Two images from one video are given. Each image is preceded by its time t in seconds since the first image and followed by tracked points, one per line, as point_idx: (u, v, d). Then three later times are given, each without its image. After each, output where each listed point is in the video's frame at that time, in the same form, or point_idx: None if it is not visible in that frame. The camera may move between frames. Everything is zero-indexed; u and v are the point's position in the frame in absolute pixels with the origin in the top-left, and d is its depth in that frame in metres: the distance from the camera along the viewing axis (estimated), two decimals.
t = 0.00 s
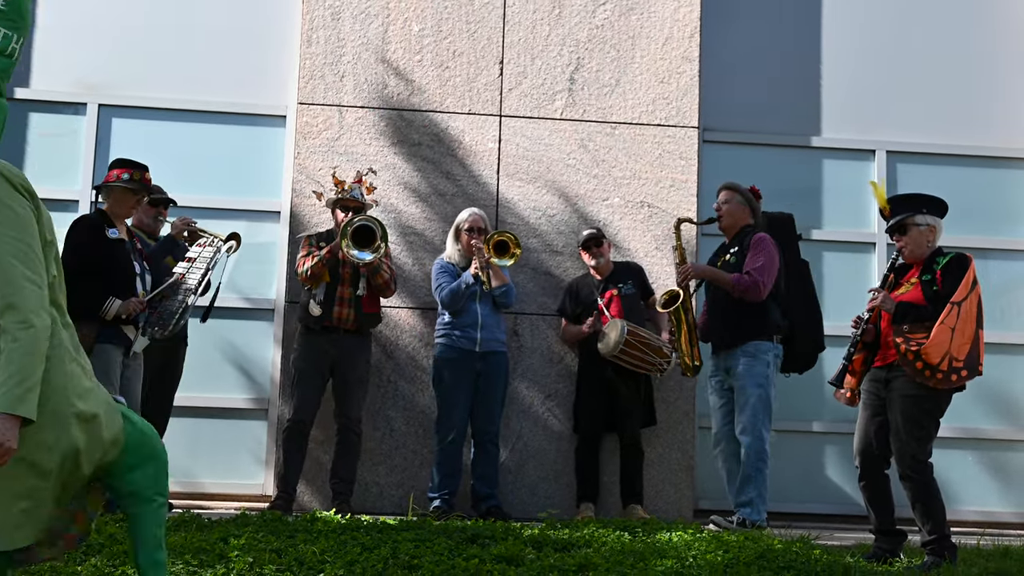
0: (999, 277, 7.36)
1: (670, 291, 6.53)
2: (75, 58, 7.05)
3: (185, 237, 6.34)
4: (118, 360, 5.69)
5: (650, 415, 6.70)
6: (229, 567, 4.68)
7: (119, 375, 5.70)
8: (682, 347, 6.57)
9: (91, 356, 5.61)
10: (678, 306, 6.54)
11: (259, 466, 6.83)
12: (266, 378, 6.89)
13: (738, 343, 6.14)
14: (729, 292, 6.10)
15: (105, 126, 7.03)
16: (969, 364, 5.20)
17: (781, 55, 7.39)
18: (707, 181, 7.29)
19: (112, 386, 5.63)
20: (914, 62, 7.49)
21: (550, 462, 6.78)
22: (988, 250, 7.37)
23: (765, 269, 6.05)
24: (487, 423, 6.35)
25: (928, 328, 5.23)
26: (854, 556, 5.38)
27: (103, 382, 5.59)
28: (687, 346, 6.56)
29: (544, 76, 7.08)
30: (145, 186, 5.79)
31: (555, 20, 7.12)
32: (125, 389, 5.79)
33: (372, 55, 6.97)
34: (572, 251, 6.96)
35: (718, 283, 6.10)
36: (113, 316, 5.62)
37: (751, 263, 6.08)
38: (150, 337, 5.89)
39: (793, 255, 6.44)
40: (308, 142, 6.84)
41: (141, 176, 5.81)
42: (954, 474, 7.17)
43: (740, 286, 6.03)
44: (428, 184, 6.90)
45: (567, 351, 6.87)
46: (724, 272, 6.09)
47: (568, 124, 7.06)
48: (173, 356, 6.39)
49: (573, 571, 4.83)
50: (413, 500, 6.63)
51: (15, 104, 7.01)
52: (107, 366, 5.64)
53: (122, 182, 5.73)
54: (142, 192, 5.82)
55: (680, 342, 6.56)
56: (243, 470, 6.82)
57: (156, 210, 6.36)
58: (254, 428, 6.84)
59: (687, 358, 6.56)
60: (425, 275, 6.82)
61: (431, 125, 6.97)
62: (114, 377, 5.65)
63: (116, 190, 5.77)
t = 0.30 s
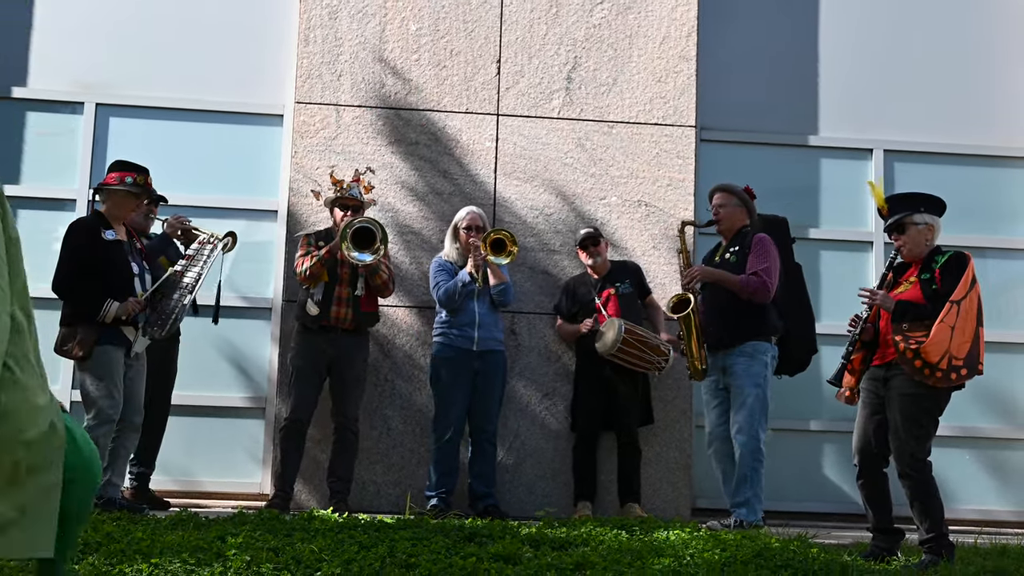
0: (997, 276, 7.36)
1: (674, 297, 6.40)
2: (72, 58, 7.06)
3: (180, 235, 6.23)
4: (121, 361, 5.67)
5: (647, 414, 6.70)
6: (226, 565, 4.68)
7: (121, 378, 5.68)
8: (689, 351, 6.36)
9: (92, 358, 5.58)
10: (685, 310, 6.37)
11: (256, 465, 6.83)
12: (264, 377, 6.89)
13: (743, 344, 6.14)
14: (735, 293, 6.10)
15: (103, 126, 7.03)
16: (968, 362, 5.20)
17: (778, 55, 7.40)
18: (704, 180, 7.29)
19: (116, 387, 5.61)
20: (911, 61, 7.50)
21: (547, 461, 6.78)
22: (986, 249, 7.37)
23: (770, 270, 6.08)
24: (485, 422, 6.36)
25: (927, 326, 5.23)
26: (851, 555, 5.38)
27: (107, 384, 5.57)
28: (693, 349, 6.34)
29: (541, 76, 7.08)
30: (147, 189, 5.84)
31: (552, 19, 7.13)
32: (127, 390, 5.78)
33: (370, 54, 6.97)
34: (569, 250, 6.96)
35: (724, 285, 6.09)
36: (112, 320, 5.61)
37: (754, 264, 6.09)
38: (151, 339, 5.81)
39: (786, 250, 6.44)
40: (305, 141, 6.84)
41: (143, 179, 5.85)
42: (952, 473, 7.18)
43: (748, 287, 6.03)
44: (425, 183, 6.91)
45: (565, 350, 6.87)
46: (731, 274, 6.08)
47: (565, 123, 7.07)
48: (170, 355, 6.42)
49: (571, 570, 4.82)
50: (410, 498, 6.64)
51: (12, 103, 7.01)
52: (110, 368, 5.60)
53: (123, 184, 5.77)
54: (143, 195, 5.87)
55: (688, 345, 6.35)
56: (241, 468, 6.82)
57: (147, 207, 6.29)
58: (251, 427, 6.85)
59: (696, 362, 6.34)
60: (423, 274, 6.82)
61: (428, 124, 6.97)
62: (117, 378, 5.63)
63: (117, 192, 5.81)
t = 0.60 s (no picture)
0: (996, 275, 7.36)
1: (677, 293, 6.35)
2: (71, 56, 7.06)
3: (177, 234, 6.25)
4: (118, 358, 5.66)
5: (646, 413, 6.66)
6: (224, 564, 4.68)
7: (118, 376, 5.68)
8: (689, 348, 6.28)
9: (88, 354, 5.57)
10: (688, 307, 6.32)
11: (255, 463, 6.84)
12: (262, 376, 6.89)
13: (742, 341, 6.15)
14: (736, 290, 6.12)
15: (102, 124, 7.04)
16: (968, 362, 5.20)
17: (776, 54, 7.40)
18: (703, 179, 7.29)
19: (112, 384, 5.61)
20: (910, 60, 7.50)
21: (545, 459, 6.78)
22: (985, 248, 7.36)
23: (772, 267, 6.10)
24: (483, 421, 6.35)
25: (926, 326, 5.23)
26: (849, 554, 5.37)
27: (102, 381, 5.56)
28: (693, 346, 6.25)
29: (540, 74, 7.08)
30: (148, 186, 5.86)
31: (551, 18, 7.13)
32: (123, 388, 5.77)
33: (368, 52, 6.98)
34: (567, 248, 6.96)
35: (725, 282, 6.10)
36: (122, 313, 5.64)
37: (755, 261, 6.10)
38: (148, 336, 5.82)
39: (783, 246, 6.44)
40: (303, 140, 6.85)
41: (145, 175, 5.87)
42: (950, 472, 7.17)
43: (750, 285, 6.06)
44: (423, 181, 6.91)
45: (563, 349, 6.87)
46: (733, 271, 6.10)
47: (563, 122, 7.07)
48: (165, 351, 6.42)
49: (568, 568, 4.82)
50: (408, 497, 6.64)
51: (11, 101, 7.02)
52: (107, 364, 5.60)
53: (124, 181, 5.79)
54: (144, 191, 5.88)
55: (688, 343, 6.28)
56: (239, 467, 6.82)
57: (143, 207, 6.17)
58: (249, 426, 6.85)
59: (696, 360, 6.25)
60: (420, 272, 6.82)
61: (427, 123, 6.97)
62: (113, 376, 5.62)
63: (118, 189, 5.82)
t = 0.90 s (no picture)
0: (995, 273, 7.35)
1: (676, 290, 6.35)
2: (70, 54, 7.05)
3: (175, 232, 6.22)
4: (117, 356, 5.66)
5: (645, 411, 6.68)
6: (223, 563, 4.67)
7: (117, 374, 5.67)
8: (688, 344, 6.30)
9: (87, 352, 5.56)
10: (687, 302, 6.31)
11: (254, 461, 6.83)
12: (261, 374, 6.88)
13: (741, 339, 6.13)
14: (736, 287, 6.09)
15: (101, 121, 7.02)
16: (967, 361, 5.19)
17: (776, 52, 7.40)
18: (702, 176, 7.28)
19: (111, 382, 5.60)
20: (910, 58, 7.49)
21: (544, 457, 6.77)
22: (984, 246, 7.36)
23: (773, 265, 6.07)
24: (482, 419, 6.34)
25: (925, 325, 5.23)
26: (848, 553, 5.36)
27: (100, 378, 5.55)
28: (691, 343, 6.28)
29: (540, 72, 7.07)
30: (147, 183, 5.86)
31: (550, 16, 7.12)
32: (122, 386, 5.76)
33: (368, 50, 6.96)
34: (566, 246, 6.96)
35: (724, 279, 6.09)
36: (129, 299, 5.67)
37: (756, 258, 6.08)
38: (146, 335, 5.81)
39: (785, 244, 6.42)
40: (303, 138, 6.83)
41: (145, 173, 5.87)
42: (949, 471, 7.18)
43: (750, 283, 6.04)
44: (423, 179, 6.90)
45: (562, 347, 6.86)
46: (733, 268, 6.08)
47: (563, 120, 7.06)
48: (162, 349, 6.42)
49: (568, 567, 4.81)
50: (407, 495, 6.63)
51: (10, 98, 7.00)
52: (106, 362, 5.59)
53: (124, 179, 5.79)
54: (144, 189, 5.88)
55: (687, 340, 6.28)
56: (238, 465, 6.81)
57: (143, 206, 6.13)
58: (248, 424, 6.84)
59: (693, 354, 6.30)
60: (420, 271, 6.82)
61: (426, 120, 6.96)
62: (112, 374, 5.61)
63: (119, 187, 5.82)
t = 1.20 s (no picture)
0: (994, 273, 7.35)
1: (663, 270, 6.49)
2: (70, 53, 7.05)
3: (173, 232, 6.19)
4: (113, 355, 5.66)
5: (644, 411, 6.68)
6: (222, 562, 4.67)
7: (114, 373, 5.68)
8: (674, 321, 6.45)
9: (85, 351, 5.56)
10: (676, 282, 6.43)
11: (253, 461, 6.83)
12: (260, 373, 6.89)
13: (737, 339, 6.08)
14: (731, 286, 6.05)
15: (101, 121, 7.02)
16: (965, 360, 5.19)
17: (776, 52, 7.40)
18: (701, 176, 7.29)
19: (108, 380, 5.61)
20: (909, 58, 7.49)
21: (544, 457, 6.77)
22: (983, 246, 7.36)
23: (768, 267, 6.03)
24: (481, 419, 6.33)
25: (922, 325, 5.21)
26: (848, 552, 5.36)
27: (97, 377, 5.56)
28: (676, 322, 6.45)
29: (539, 72, 7.07)
30: (148, 183, 5.85)
31: (550, 16, 7.12)
32: (119, 385, 5.76)
33: (367, 50, 6.96)
34: (565, 246, 6.96)
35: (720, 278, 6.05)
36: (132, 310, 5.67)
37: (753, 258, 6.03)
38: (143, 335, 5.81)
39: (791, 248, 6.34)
40: (302, 137, 6.83)
41: (145, 173, 5.86)
42: (948, 470, 7.17)
43: (739, 278, 5.97)
44: (422, 179, 6.90)
45: (561, 347, 6.87)
46: (724, 263, 6.02)
47: (562, 120, 7.06)
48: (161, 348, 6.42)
49: (567, 567, 4.81)
50: (406, 495, 6.63)
51: (10, 98, 7.00)
52: (102, 360, 5.59)
53: (127, 179, 5.78)
54: (145, 189, 5.88)
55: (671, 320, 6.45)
56: (237, 464, 6.81)
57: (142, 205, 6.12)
58: (247, 423, 6.84)
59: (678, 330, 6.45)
60: (419, 270, 6.82)
61: (426, 120, 6.96)
62: (109, 373, 5.61)
63: (120, 187, 5.82)
